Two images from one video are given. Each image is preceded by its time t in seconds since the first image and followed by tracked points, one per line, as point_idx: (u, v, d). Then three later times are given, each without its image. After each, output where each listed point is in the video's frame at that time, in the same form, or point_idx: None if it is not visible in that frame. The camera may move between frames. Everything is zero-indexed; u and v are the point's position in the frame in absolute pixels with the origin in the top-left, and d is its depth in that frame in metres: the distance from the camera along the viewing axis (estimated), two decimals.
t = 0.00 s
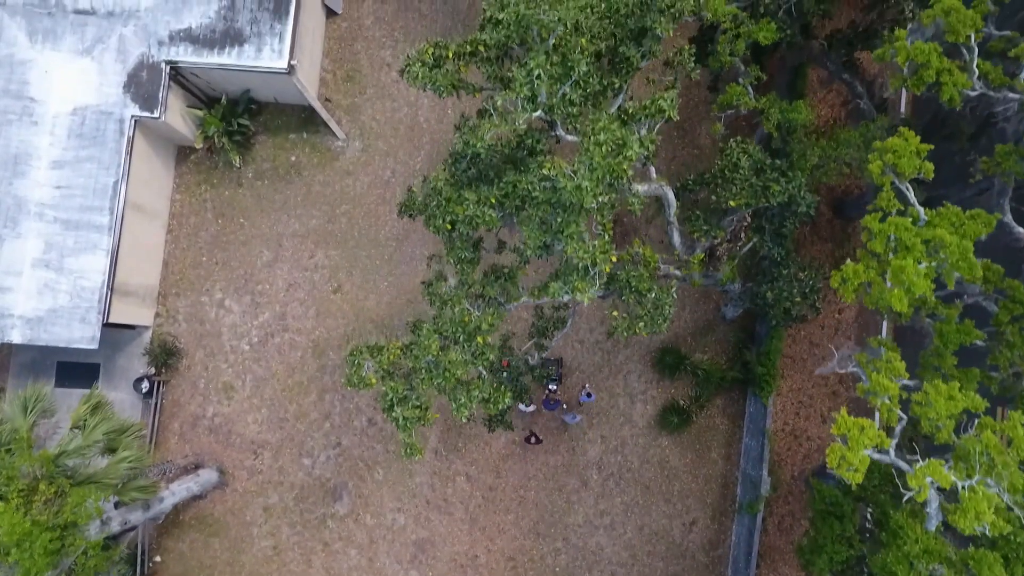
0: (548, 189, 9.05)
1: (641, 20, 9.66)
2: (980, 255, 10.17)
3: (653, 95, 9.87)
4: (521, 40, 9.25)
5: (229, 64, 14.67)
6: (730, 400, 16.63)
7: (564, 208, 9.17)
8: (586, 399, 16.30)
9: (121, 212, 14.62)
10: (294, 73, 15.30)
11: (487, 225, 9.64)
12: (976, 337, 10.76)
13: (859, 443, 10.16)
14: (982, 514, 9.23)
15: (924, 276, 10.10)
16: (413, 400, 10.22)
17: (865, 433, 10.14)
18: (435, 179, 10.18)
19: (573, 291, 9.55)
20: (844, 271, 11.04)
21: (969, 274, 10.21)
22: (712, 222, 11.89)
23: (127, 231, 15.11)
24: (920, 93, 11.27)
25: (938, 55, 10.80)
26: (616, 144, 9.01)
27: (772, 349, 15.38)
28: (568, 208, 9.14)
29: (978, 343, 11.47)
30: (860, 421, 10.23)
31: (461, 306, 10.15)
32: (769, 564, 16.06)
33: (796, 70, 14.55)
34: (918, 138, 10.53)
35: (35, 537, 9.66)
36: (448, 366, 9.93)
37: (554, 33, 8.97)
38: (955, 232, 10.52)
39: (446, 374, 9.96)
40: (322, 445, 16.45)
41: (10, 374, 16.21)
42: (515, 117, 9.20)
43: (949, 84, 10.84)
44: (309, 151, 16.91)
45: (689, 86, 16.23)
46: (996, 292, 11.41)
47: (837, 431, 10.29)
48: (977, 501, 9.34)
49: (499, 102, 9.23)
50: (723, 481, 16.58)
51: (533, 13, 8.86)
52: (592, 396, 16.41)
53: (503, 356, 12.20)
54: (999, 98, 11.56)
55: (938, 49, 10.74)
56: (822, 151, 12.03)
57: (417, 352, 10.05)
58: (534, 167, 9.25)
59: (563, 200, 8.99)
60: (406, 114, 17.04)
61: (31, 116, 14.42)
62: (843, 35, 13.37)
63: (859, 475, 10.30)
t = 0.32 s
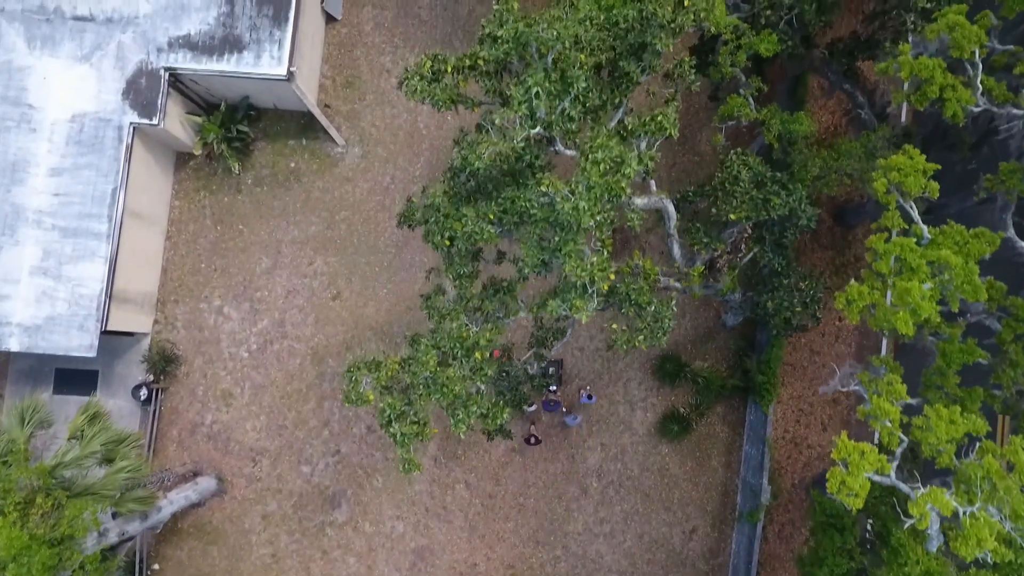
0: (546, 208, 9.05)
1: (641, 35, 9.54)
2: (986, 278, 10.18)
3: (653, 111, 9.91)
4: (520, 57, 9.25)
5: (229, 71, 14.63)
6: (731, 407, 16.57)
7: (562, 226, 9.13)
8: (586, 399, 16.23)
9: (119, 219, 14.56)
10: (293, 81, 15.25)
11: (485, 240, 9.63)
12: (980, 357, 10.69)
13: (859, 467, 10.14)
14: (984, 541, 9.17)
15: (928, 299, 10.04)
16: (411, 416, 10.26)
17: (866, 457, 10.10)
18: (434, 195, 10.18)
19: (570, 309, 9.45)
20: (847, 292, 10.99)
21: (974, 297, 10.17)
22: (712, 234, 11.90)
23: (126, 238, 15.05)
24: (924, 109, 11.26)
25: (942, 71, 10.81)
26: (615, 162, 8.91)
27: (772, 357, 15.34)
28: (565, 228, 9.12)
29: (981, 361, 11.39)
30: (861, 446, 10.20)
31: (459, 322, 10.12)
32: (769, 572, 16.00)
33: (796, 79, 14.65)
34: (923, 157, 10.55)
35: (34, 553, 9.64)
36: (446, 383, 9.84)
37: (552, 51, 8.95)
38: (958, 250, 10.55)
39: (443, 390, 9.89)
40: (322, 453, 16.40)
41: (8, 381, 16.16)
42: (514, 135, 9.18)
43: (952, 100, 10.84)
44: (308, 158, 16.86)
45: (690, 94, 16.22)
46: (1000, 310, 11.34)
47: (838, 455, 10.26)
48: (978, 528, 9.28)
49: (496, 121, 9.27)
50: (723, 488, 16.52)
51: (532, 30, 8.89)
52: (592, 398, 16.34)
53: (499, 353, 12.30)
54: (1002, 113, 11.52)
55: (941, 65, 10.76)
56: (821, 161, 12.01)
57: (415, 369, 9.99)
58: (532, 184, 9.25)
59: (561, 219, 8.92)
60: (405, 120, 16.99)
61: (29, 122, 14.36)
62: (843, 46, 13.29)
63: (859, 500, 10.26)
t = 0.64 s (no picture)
0: (539, 227, 8.95)
1: (638, 48, 9.48)
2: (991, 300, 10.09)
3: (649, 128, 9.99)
4: (515, 71, 9.20)
5: (226, 77, 14.56)
6: (730, 415, 16.48)
7: (555, 245, 9.02)
8: (586, 399, 16.29)
9: (115, 226, 14.46)
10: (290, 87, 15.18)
11: (477, 255, 9.55)
12: (981, 376, 10.59)
13: (857, 494, 10.09)
14: (982, 570, 9.09)
15: (933, 321, 9.94)
16: (404, 432, 10.21)
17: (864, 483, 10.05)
18: (427, 208, 10.12)
19: (564, 328, 9.35)
20: (848, 313, 10.92)
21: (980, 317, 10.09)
22: (709, 246, 11.91)
23: (122, 245, 14.97)
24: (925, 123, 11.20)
25: (944, 85, 10.75)
26: (610, 180, 8.94)
27: (771, 365, 15.26)
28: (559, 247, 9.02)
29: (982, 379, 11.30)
30: (859, 471, 10.15)
31: (451, 338, 10.03)
32: None
33: (795, 86, 14.56)
34: (925, 174, 10.48)
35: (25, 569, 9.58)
36: (439, 399, 9.85)
37: (546, 65, 8.95)
38: (961, 268, 10.45)
39: (436, 407, 9.86)
40: (318, 460, 16.32)
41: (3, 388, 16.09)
42: (506, 150, 9.07)
43: (954, 114, 10.77)
44: (305, 163, 16.78)
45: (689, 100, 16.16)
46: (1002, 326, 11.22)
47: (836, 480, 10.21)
48: (977, 557, 9.20)
49: (490, 135, 9.20)
50: (722, 496, 16.43)
51: (527, 45, 8.86)
52: (591, 398, 16.40)
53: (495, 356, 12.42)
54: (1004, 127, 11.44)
55: (943, 78, 10.69)
56: (820, 171, 11.99)
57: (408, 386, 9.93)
58: (526, 200, 9.18)
59: (552, 238, 8.89)
60: (403, 125, 16.92)
61: (25, 129, 14.29)
62: (842, 56, 13.24)
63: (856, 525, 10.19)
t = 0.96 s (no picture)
0: (531, 240, 8.92)
1: (633, 60, 9.49)
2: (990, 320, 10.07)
3: (643, 140, 10.03)
4: (508, 85, 9.29)
5: (222, 83, 14.50)
6: (727, 421, 16.42)
7: (547, 258, 9.03)
8: (582, 399, 16.20)
9: (111, 232, 14.39)
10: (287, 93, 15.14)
11: (471, 268, 9.56)
12: (980, 395, 10.54)
13: (853, 516, 10.05)
14: None
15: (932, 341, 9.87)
16: (398, 446, 10.21)
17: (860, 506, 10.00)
18: (421, 219, 10.13)
19: (557, 343, 9.23)
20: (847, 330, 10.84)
21: (979, 337, 10.08)
22: (705, 257, 12.00)
23: (118, 250, 14.90)
24: (923, 137, 11.16)
25: (942, 98, 10.70)
26: (605, 193, 9.01)
27: (770, 371, 15.22)
28: (551, 262, 9.00)
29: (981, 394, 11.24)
30: (857, 492, 10.08)
31: (445, 352, 10.01)
32: None
33: (794, 91, 14.64)
34: (924, 190, 10.46)
35: None
36: (433, 414, 9.81)
37: (540, 78, 8.92)
38: (959, 283, 10.43)
39: (430, 422, 9.85)
40: (315, 467, 16.26)
41: None
42: (499, 164, 9.06)
43: (952, 128, 10.71)
44: (302, 169, 16.73)
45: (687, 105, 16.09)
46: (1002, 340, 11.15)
47: (833, 502, 10.15)
48: None
49: (483, 149, 9.17)
50: (720, 503, 16.37)
51: (519, 58, 8.87)
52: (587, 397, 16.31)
53: (493, 365, 12.67)
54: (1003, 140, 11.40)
55: (940, 92, 10.65)
56: (819, 180, 12.07)
57: (401, 401, 9.90)
58: (519, 213, 9.17)
59: (544, 251, 8.85)
60: (400, 130, 16.86)
61: (20, 135, 14.22)
62: (840, 62, 13.29)
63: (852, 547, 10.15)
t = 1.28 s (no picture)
0: (528, 252, 8.89)
1: (630, 70, 9.51)
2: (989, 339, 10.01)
3: (640, 151, 10.03)
4: (504, 97, 9.24)
5: (219, 88, 14.45)
6: (726, 427, 16.36)
7: (545, 271, 8.96)
8: (582, 398, 16.02)
9: (107, 237, 14.32)
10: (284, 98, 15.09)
11: (467, 280, 9.54)
12: (979, 411, 10.52)
13: (853, 539, 10.02)
14: None
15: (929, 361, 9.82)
16: (393, 458, 10.17)
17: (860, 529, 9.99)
18: (416, 231, 10.11)
19: (553, 357, 9.15)
20: (845, 351, 10.82)
21: (977, 355, 10.00)
22: (704, 266, 12.03)
23: (114, 255, 14.82)
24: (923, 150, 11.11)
25: (941, 112, 10.64)
26: (602, 205, 9.07)
27: (768, 378, 15.18)
28: (548, 275, 8.95)
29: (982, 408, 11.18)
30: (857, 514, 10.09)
31: (441, 365, 10.02)
32: None
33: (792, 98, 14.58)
34: (920, 207, 10.43)
35: None
36: (428, 426, 9.80)
37: (536, 90, 8.88)
38: (960, 299, 10.41)
39: (425, 434, 9.82)
40: (312, 472, 16.20)
41: None
42: (495, 176, 9.02)
43: (952, 141, 10.67)
44: (300, 173, 16.67)
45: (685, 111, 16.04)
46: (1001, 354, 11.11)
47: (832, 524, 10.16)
48: None
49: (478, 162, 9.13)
50: (719, 509, 16.29)
51: (515, 70, 8.85)
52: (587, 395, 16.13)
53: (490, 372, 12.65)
54: (1004, 152, 11.31)
55: (940, 105, 10.59)
56: (817, 188, 12.12)
57: (396, 414, 9.89)
58: (516, 224, 9.16)
59: (542, 263, 8.80)
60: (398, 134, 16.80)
61: (16, 140, 14.16)
62: (839, 69, 13.21)
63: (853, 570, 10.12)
